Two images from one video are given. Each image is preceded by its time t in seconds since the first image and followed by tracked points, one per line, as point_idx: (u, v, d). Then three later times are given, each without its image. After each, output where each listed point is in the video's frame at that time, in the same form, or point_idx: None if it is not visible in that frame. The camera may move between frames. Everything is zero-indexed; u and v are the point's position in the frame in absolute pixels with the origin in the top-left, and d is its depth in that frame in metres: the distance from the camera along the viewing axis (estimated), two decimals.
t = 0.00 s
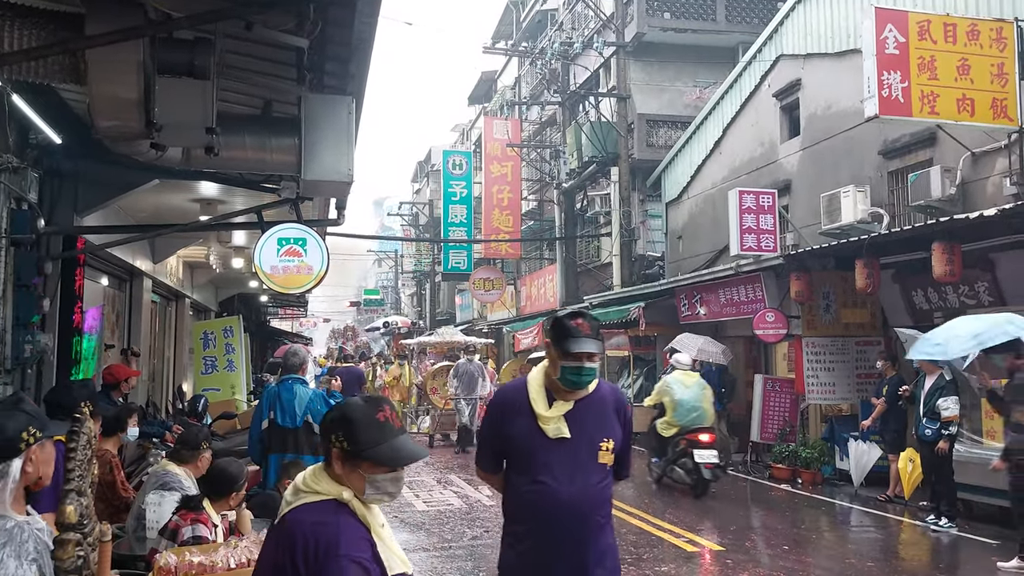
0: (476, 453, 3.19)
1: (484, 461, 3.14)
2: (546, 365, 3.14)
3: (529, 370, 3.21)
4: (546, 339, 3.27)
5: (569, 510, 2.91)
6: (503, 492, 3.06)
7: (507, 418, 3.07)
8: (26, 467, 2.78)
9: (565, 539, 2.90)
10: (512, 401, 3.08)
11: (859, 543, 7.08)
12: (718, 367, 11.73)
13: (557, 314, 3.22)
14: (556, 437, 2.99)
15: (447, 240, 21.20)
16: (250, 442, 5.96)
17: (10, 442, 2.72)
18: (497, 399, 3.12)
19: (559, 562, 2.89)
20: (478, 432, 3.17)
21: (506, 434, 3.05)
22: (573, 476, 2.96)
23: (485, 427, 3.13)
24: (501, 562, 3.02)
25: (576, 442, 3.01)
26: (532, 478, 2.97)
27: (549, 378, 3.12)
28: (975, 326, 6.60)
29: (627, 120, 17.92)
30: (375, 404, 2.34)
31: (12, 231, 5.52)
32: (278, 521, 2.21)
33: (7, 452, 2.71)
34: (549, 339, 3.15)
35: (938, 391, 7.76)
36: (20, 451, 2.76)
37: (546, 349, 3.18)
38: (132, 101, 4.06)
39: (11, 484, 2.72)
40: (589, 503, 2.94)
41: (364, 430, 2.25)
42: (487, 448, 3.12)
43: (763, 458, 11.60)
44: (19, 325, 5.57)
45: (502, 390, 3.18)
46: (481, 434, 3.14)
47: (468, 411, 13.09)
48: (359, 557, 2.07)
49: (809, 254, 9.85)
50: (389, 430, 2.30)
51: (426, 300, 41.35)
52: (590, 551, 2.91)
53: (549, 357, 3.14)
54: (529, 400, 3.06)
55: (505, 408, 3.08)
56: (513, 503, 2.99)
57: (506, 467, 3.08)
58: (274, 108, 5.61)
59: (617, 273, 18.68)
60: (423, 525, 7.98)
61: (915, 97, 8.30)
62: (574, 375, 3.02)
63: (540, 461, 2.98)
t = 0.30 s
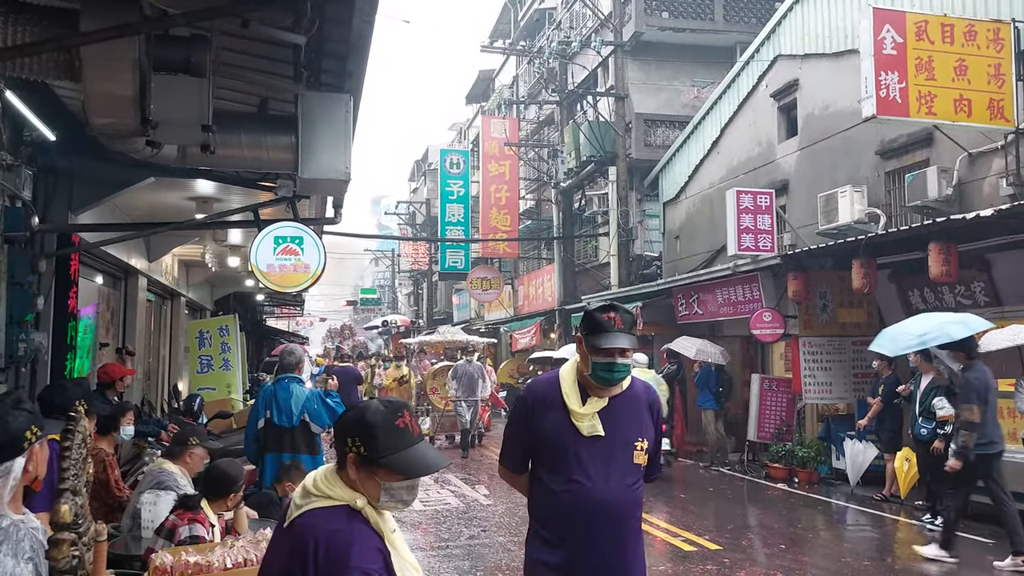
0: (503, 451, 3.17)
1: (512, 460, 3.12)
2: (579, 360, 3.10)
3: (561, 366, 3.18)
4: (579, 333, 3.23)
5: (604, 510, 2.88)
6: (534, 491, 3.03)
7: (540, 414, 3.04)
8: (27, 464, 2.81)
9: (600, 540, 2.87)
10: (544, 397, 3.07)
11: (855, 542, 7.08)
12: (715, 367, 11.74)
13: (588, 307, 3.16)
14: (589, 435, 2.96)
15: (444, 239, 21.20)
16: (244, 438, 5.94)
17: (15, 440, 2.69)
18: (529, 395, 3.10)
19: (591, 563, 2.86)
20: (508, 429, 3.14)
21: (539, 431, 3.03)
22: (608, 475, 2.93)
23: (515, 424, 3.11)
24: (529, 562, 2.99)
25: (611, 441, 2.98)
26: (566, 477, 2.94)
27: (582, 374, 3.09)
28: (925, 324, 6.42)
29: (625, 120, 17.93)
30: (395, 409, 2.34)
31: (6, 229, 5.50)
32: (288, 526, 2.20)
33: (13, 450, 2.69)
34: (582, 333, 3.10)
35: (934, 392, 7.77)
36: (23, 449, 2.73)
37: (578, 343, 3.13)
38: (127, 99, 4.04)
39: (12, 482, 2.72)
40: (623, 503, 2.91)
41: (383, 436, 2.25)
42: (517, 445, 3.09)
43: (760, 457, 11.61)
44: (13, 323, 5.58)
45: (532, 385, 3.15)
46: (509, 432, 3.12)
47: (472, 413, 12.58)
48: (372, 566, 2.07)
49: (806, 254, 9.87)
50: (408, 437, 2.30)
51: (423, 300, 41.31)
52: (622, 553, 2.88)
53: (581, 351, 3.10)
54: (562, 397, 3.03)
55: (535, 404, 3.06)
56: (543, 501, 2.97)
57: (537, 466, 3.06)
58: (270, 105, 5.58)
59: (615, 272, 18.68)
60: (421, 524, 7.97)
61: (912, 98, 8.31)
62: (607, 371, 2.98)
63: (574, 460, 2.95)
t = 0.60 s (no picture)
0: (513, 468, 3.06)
1: (525, 476, 3.01)
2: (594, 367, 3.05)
3: (570, 373, 3.11)
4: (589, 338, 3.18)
5: (633, 526, 2.83)
6: (551, 506, 2.95)
7: (557, 429, 2.94)
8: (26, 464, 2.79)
9: (630, 557, 2.81)
10: (559, 410, 2.97)
11: (856, 542, 7.08)
12: (715, 366, 11.74)
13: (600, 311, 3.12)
14: (610, 447, 2.90)
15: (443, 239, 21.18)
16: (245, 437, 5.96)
17: (13, 440, 2.66)
18: (543, 410, 2.99)
19: None
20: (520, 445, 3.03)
21: (556, 446, 2.93)
22: (632, 487, 2.88)
23: (528, 440, 2.99)
24: None
25: (632, 451, 2.93)
26: (588, 493, 2.86)
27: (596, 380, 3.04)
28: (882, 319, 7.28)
29: (624, 119, 17.92)
30: (400, 410, 2.31)
31: (6, 229, 5.47)
32: (292, 527, 2.17)
33: (12, 450, 2.65)
34: (596, 338, 3.06)
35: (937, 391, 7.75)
36: (22, 449, 2.70)
37: (591, 349, 3.08)
38: (128, 98, 4.00)
39: (12, 482, 2.69)
40: (648, 516, 2.87)
41: (388, 438, 2.22)
42: (530, 460, 3.00)
43: (760, 456, 11.61)
44: (13, 323, 5.55)
45: (543, 396, 3.04)
46: (521, 449, 3.01)
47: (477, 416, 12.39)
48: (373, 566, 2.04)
49: (806, 254, 9.86)
50: (413, 438, 2.27)
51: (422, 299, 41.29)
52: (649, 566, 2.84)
53: (595, 358, 3.05)
54: (578, 409, 2.95)
55: (551, 419, 2.96)
56: (564, 519, 2.88)
57: (552, 481, 2.97)
58: (271, 105, 5.32)
59: (615, 272, 18.64)
60: (421, 524, 7.96)
61: (914, 96, 8.29)
62: (625, 377, 2.94)
63: (596, 475, 2.87)
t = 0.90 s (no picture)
0: (511, 485, 2.68)
1: (525, 494, 2.64)
2: (606, 367, 2.71)
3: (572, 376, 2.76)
4: (589, 336, 2.83)
5: (651, 546, 2.52)
6: (558, 528, 2.59)
7: (562, 442, 2.57)
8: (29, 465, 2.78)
9: None
10: (564, 420, 2.59)
11: (856, 542, 7.09)
12: (714, 366, 11.86)
13: (606, 303, 2.81)
14: (623, 458, 2.55)
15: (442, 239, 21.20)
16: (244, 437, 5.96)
17: (15, 442, 2.66)
18: (546, 420, 2.60)
19: None
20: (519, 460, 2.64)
21: (562, 461, 2.56)
22: (647, 503, 2.56)
23: (530, 454, 2.61)
24: None
25: (645, 462, 2.62)
26: (602, 513, 2.51)
27: (609, 382, 2.71)
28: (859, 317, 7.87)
29: (623, 118, 17.93)
30: (395, 409, 2.31)
31: (6, 229, 5.47)
32: (291, 531, 2.18)
33: (14, 452, 2.65)
34: (609, 334, 2.74)
35: (937, 390, 7.75)
36: (24, 451, 2.70)
37: (601, 347, 2.75)
38: (129, 97, 4.00)
39: (15, 483, 2.69)
40: (664, 533, 2.57)
41: (383, 436, 2.23)
42: (532, 477, 2.63)
43: (759, 455, 11.62)
44: (13, 323, 5.53)
45: (543, 403, 2.67)
46: (522, 464, 2.63)
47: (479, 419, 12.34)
48: (370, 566, 2.04)
49: (806, 253, 9.87)
50: (408, 438, 2.27)
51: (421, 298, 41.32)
52: None
53: (602, 357, 2.73)
54: (587, 419, 2.58)
55: (555, 430, 2.58)
56: (573, 543, 2.53)
57: (557, 498, 2.61)
58: (272, 104, 5.29)
59: (614, 271, 18.66)
60: (421, 524, 7.96)
61: (913, 96, 8.30)
62: (649, 375, 2.67)
63: (611, 492, 2.52)
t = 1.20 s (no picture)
0: (520, 495, 2.59)
1: (536, 503, 2.56)
2: (630, 371, 2.63)
3: (587, 381, 2.67)
4: (610, 337, 2.74)
5: (667, 561, 2.44)
6: (569, 542, 2.50)
7: (577, 451, 2.48)
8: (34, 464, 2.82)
9: None
10: (579, 429, 2.50)
11: (856, 541, 7.10)
12: (713, 366, 11.89)
13: (632, 303, 2.73)
14: (640, 470, 2.48)
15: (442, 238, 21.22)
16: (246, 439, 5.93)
17: (19, 443, 2.67)
18: (560, 428, 2.51)
19: None
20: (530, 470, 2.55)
21: (575, 472, 2.48)
22: (662, 516, 2.48)
23: (542, 463, 2.53)
24: None
25: (661, 475, 2.53)
26: (617, 528, 2.42)
27: (631, 386, 2.63)
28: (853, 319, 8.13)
29: (623, 118, 17.94)
30: (398, 409, 2.33)
31: (8, 228, 5.49)
32: (297, 534, 2.17)
33: (18, 453, 2.66)
34: (634, 337, 2.66)
35: (940, 389, 7.77)
36: (31, 451, 2.71)
37: (625, 349, 2.66)
38: (132, 98, 4.00)
39: (23, 483, 2.69)
40: (680, 549, 2.49)
41: (388, 436, 2.24)
42: (544, 487, 2.54)
43: (758, 455, 11.64)
44: (15, 322, 5.54)
45: (556, 409, 2.58)
46: (533, 473, 2.55)
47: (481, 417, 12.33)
48: (380, 565, 2.05)
49: (806, 253, 9.89)
50: (412, 436, 2.29)
51: (420, 297, 41.32)
52: None
53: (623, 361, 2.66)
54: (604, 427, 2.50)
55: (568, 439, 2.50)
56: (585, 558, 2.44)
57: (569, 510, 2.52)
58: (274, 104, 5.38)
59: (614, 270, 18.66)
60: (422, 523, 7.97)
61: (914, 95, 8.31)
62: (677, 383, 2.61)
63: (626, 505, 2.43)
